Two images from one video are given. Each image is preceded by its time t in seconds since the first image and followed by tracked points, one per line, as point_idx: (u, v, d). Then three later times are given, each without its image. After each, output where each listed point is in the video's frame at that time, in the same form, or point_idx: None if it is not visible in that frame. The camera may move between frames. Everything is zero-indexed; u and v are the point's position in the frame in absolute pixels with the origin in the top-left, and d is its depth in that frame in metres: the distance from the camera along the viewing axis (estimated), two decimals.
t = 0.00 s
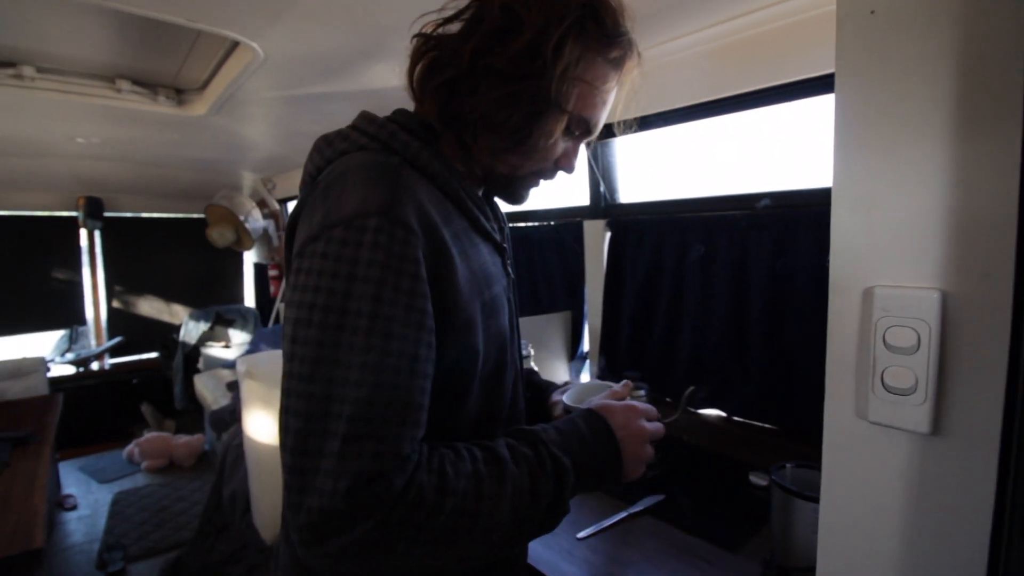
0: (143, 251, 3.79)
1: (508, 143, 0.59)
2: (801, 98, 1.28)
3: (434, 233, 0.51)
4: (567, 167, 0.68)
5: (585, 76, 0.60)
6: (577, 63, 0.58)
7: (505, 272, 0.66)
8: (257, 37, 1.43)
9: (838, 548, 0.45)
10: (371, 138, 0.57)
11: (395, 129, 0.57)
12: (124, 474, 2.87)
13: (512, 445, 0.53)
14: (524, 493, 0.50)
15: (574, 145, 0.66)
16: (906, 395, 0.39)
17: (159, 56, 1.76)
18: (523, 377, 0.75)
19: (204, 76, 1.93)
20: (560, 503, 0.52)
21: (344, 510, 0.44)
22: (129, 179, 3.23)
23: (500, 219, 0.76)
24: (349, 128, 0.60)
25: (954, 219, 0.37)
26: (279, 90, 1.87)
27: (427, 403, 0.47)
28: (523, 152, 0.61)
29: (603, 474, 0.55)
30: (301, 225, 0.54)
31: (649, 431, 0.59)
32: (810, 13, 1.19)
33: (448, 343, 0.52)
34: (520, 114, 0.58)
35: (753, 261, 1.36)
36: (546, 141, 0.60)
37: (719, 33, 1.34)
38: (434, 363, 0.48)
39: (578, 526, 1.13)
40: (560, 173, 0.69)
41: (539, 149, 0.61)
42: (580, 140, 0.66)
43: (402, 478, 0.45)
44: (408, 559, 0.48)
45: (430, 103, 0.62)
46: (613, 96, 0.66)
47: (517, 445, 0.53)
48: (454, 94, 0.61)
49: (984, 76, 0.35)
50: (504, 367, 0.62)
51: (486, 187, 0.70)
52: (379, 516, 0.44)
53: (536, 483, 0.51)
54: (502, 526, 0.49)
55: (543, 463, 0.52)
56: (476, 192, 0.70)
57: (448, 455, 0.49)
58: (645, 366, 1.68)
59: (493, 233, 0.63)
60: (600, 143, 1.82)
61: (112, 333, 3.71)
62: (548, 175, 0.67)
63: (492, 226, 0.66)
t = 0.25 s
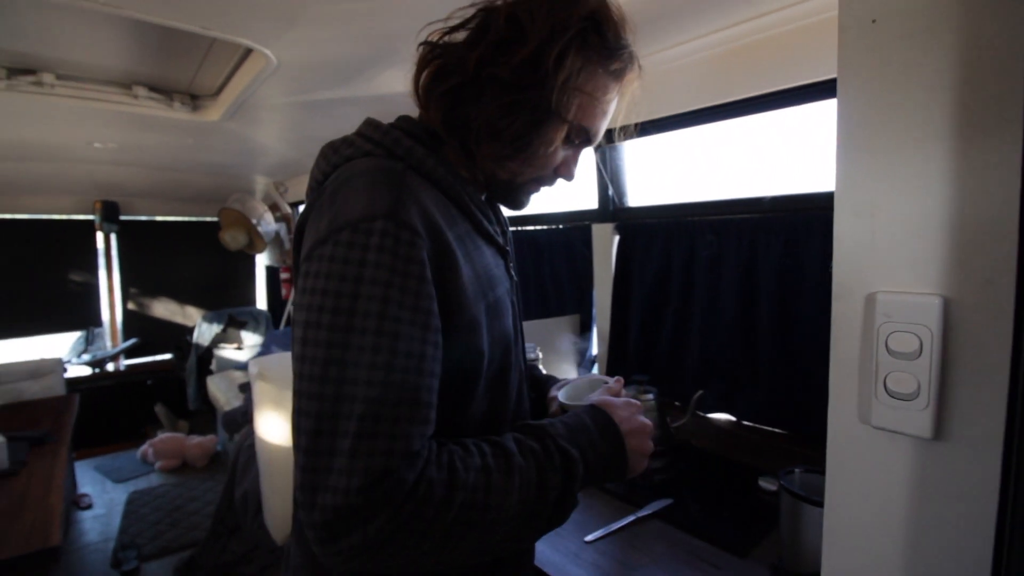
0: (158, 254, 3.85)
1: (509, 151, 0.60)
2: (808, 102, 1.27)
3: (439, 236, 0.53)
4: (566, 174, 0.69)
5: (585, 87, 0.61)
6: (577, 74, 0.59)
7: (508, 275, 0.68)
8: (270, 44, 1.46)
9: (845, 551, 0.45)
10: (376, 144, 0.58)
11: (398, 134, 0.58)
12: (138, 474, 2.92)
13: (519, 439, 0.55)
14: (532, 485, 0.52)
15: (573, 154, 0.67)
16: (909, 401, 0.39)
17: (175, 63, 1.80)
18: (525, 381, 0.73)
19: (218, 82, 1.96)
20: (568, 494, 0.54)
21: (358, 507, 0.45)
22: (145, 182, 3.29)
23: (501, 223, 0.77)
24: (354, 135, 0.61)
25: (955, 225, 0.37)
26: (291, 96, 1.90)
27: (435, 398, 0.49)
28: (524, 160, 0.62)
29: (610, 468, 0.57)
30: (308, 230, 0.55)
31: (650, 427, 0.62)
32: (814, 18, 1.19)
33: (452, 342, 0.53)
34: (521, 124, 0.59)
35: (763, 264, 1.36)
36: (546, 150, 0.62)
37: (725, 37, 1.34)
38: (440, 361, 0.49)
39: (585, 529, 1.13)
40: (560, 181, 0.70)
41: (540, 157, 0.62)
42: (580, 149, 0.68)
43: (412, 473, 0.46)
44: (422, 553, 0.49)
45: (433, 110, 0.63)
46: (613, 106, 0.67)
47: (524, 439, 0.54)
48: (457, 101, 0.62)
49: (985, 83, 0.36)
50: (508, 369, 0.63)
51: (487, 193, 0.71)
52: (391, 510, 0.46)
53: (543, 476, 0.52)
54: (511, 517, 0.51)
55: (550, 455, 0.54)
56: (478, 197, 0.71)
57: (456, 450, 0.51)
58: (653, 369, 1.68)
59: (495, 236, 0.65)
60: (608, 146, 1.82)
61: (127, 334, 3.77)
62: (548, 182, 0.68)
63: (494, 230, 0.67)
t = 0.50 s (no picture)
0: (171, 261, 3.91)
1: (506, 158, 0.61)
2: (815, 100, 1.27)
3: (440, 241, 0.54)
4: (568, 180, 0.70)
5: (584, 94, 0.62)
6: (575, 82, 0.60)
7: (511, 278, 0.69)
8: (279, 52, 1.48)
9: (856, 552, 0.45)
10: (378, 150, 0.59)
11: (399, 141, 0.59)
12: (154, 478, 2.96)
13: (518, 440, 0.55)
14: (530, 485, 0.52)
15: (575, 160, 0.68)
16: (917, 400, 0.39)
17: (186, 73, 1.83)
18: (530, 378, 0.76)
19: (228, 90, 1.99)
20: (564, 493, 0.54)
21: (355, 507, 0.45)
22: (159, 190, 3.35)
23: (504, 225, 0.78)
24: (357, 142, 0.62)
25: (960, 225, 0.37)
26: (300, 103, 1.93)
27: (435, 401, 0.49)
28: (522, 167, 0.63)
29: (613, 470, 0.58)
30: (312, 236, 0.56)
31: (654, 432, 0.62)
32: (815, 18, 1.19)
33: (454, 344, 0.54)
34: (518, 131, 0.60)
35: (774, 263, 1.35)
36: (545, 157, 0.62)
37: (723, 39, 1.35)
38: (440, 364, 0.50)
39: (597, 530, 1.13)
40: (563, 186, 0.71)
41: (538, 164, 0.63)
42: (582, 155, 0.68)
43: (409, 474, 0.46)
44: (419, 552, 0.50)
45: (434, 117, 0.64)
46: (615, 111, 0.67)
47: (523, 439, 0.55)
48: (458, 109, 0.63)
49: (987, 85, 0.36)
50: (511, 371, 0.63)
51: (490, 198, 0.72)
52: (387, 510, 0.46)
53: (541, 475, 0.53)
54: (509, 516, 0.51)
55: (549, 455, 0.54)
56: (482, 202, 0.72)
57: (455, 450, 0.51)
58: (664, 370, 1.68)
59: (497, 239, 0.66)
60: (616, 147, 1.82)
61: (142, 340, 3.83)
62: (550, 187, 0.69)
63: (497, 234, 0.69)
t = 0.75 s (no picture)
0: (179, 262, 3.94)
1: (499, 160, 0.63)
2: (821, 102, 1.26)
3: (433, 246, 0.55)
4: (568, 181, 0.70)
5: (578, 95, 0.62)
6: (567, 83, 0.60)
7: (512, 278, 0.70)
8: (287, 55, 1.49)
9: (867, 553, 0.45)
10: (374, 156, 0.61)
11: (394, 146, 0.61)
12: (162, 478, 2.99)
13: (507, 448, 0.56)
14: (517, 494, 0.53)
15: (573, 161, 0.68)
16: (924, 400, 0.40)
17: (195, 75, 1.85)
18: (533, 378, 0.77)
19: (236, 93, 2.02)
20: (549, 503, 0.54)
21: (337, 510, 0.46)
22: (168, 191, 3.38)
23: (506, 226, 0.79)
24: (355, 147, 0.64)
25: (965, 226, 0.38)
26: (308, 105, 1.94)
27: (423, 409, 0.50)
28: (516, 168, 0.64)
29: (605, 481, 0.58)
30: (310, 240, 0.58)
31: (654, 448, 0.62)
32: (820, 20, 1.19)
33: (448, 349, 0.55)
34: (511, 133, 0.61)
35: (780, 263, 1.35)
36: (539, 158, 0.63)
37: (723, 43, 1.35)
38: (430, 371, 0.50)
39: (604, 532, 1.13)
40: (564, 187, 0.72)
41: (533, 165, 0.64)
42: (580, 156, 0.69)
43: (391, 480, 0.47)
44: (403, 557, 0.50)
45: (430, 120, 0.66)
46: (614, 111, 0.68)
47: (512, 447, 0.55)
48: (453, 111, 0.65)
49: (996, 85, 0.36)
50: (510, 372, 0.64)
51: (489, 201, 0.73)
52: (369, 515, 0.47)
53: (528, 485, 0.54)
54: (493, 525, 0.52)
55: (537, 464, 0.55)
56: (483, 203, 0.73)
57: (442, 458, 0.52)
58: (670, 371, 1.68)
59: (496, 241, 0.67)
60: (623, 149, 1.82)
61: (150, 340, 3.87)
62: (549, 188, 0.70)
63: (497, 235, 0.70)
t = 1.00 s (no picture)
0: (178, 263, 3.93)
1: (486, 159, 0.65)
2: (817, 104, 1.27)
3: (420, 250, 0.57)
4: (558, 180, 0.73)
5: (562, 95, 0.64)
6: (551, 83, 0.63)
7: (504, 279, 0.73)
8: (286, 56, 1.49)
9: (868, 556, 0.45)
10: (361, 161, 0.63)
11: (381, 151, 0.63)
12: (161, 479, 2.98)
13: (495, 455, 0.57)
14: (503, 502, 0.54)
15: (561, 160, 0.71)
16: (925, 403, 0.40)
17: (194, 76, 1.85)
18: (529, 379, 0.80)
19: (235, 94, 2.02)
20: (536, 509, 0.56)
21: (322, 516, 0.48)
22: (167, 192, 3.37)
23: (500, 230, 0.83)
24: (343, 151, 0.66)
25: (967, 227, 0.37)
26: (307, 106, 1.94)
27: (410, 415, 0.52)
28: (504, 167, 0.67)
29: (595, 488, 0.59)
30: (300, 243, 0.61)
31: (644, 458, 0.63)
32: (815, 23, 1.20)
33: (437, 352, 0.57)
34: (497, 133, 0.63)
35: (779, 264, 1.35)
36: (526, 157, 0.66)
37: (719, 45, 1.36)
38: (417, 377, 0.52)
39: (603, 533, 1.13)
40: (553, 186, 0.74)
41: (521, 164, 0.67)
42: (569, 155, 0.71)
43: (378, 486, 0.49)
44: (390, 561, 0.52)
45: (418, 121, 0.68)
46: (601, 111, 0.70)
47: (500, 455, 0.57)
48: (440, 112, 0.67)
49: (997, 88, 0.36)
50: (503, 373, 0.68)
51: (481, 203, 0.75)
52: (355, 521, 0.48)
53: (516, 492, 0.55)
54: (480, 531, 0.53)
55: (525, 471, 0.56)
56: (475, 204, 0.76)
57: (429, 466, 0.53)
58: (668, 371, 1.68)
59: (486, 242, 0.69)
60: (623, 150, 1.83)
61: (148, 341, 3.86)
62: (538, 188, 0.73)
63: (488, 236, 0.72)
